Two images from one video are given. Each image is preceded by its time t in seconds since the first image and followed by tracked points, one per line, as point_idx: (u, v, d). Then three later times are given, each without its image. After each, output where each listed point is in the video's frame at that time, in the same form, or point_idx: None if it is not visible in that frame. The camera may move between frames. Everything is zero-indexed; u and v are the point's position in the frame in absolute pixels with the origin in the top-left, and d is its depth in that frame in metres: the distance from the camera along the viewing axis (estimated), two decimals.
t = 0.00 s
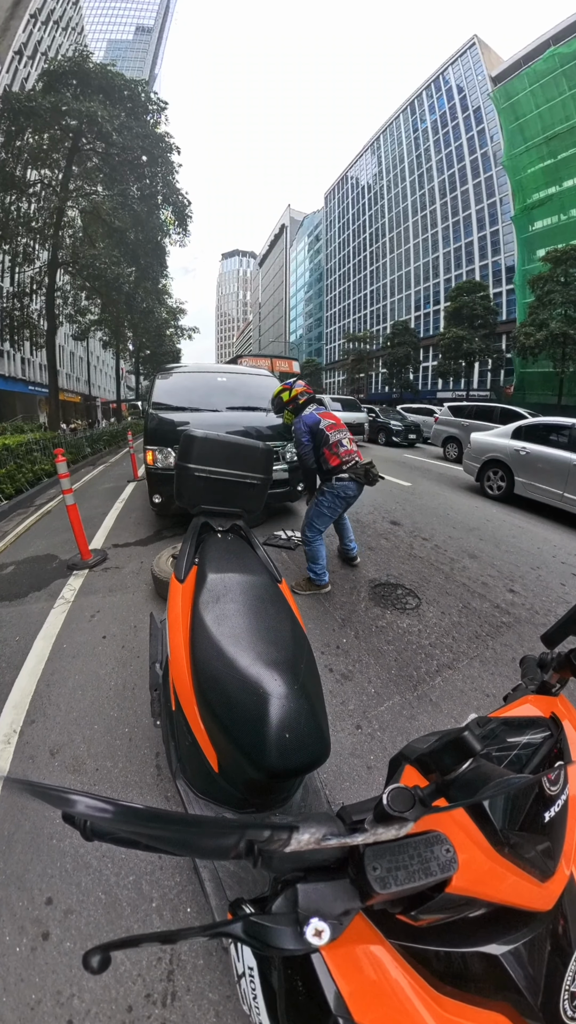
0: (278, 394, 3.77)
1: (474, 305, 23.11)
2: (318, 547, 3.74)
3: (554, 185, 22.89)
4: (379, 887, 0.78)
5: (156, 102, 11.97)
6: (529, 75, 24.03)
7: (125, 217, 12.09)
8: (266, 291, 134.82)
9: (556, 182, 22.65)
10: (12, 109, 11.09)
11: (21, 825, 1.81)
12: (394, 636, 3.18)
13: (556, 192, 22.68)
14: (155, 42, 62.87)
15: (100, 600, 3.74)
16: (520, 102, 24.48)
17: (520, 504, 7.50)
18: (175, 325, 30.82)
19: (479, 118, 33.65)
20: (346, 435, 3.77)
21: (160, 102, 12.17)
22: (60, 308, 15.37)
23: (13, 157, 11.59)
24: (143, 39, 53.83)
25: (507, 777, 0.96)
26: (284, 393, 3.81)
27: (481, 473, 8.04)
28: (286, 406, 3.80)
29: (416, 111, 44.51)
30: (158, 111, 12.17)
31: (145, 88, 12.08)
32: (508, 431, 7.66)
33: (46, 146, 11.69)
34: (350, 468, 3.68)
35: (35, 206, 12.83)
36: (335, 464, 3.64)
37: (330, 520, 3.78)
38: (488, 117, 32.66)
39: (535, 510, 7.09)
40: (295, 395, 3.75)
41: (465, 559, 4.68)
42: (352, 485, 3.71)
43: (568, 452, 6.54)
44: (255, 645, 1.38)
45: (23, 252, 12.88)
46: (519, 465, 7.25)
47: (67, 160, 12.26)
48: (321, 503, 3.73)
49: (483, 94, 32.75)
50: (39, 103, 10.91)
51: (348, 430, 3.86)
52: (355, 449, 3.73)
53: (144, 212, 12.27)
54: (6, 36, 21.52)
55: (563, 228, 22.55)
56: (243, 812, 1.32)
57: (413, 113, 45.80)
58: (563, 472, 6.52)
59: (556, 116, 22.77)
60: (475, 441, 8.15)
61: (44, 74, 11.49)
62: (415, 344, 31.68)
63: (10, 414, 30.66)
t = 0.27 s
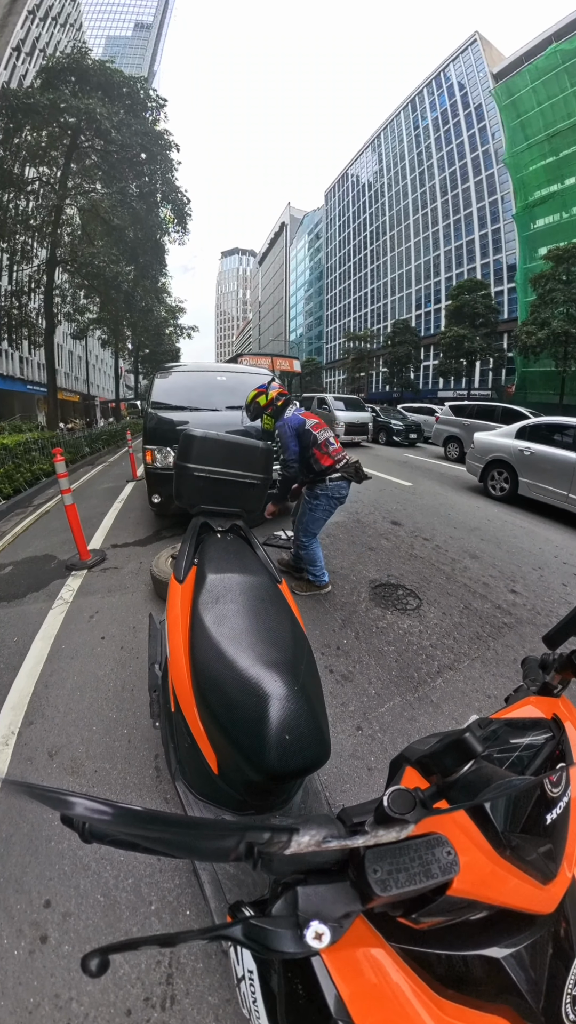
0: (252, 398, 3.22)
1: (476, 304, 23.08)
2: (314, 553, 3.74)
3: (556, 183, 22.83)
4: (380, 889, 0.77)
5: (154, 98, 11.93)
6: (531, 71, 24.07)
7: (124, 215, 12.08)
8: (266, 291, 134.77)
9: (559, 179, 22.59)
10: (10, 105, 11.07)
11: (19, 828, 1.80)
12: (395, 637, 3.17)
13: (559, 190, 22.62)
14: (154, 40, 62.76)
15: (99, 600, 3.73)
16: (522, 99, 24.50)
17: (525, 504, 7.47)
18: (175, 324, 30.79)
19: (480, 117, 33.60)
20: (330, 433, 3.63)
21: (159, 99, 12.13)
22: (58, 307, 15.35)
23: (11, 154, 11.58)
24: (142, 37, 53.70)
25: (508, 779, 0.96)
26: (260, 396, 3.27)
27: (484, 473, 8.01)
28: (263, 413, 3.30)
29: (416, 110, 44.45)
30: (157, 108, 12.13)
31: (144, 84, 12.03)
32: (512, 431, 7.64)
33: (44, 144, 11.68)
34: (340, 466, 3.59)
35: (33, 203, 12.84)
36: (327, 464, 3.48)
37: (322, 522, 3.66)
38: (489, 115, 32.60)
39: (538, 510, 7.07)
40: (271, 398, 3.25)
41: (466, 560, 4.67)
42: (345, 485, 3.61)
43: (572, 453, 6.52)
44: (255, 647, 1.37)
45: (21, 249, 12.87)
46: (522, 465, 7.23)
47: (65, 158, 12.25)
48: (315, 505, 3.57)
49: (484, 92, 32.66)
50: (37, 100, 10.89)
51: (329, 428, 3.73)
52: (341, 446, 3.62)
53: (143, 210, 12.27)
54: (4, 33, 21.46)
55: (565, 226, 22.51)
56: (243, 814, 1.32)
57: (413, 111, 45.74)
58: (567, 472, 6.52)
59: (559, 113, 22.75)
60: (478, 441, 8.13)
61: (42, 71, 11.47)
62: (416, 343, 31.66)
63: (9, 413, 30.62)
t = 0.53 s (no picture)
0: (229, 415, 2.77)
1: (477, 302, 23.03)
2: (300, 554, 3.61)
3: (558, 180, 22.81)
4: (380, 892, 0.76)
5: (153, 95, 11.89)
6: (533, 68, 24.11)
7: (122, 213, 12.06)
8: (266, 290, 134.71)
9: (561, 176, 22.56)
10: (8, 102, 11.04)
11: (17, 830, 1.80)
12: (396, 638, 3.16)
13: (561, 187, 22.59)
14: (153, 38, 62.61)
15: (98, 601, 3.72)
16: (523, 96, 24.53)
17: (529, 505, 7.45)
18: (174, 323, 30.76)
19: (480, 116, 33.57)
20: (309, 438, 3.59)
21: (158, 96, 12.11)
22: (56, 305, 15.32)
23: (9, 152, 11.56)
24: (140, 35, 53.59)
25: (510, 780, 0.95)
26: (236, 411, 2.80)
27: (487, 473, 7.99)
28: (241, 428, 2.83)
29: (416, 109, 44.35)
30: (156, 105, 12.10)
31: (143, 81, 11.98)
32: (516, 431, 7.63)
33: (42, 141, 11.66)
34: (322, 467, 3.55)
35: (32, 201, 12.86)
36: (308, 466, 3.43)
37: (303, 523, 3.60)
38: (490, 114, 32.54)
39: (541, 511, 7.06)
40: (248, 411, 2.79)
41: (467, 560, 4.66)
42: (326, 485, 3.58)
43: None
44: (255, 647, 1.36)
45: (20, 248, 12.84)
46: (526, 465, 7.22)
47: (64, 155, 12.24)
48: (295, 505, 3.49)
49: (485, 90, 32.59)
50: (35, 97, 10.85)
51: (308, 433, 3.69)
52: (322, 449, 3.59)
53: (142, 208, 12.26)
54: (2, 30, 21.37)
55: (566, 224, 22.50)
56: (243, 816, 1.31)
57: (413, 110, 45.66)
58: (571, 472, 6.51)
59: (561, 110, 22.75)
60: (481, 441, 8.12)
61: (40, 68, 11.44)
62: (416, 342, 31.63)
63: (7, 413, 30.55)
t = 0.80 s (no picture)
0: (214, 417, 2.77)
1: (478, 301, 22.99)
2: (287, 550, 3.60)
3: (560, 178, 22.82)
4: (381, 895, 0.76)
5: (152, 92, 11.85)
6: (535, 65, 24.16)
7: (121, 210, 12.03)
8: (266, 290, 134.66)
9: (563, 174, 22.61)
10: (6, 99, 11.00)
11: (15, 832, 1.79)
12: (396, 639, 3.16)
13: (563, 185, 22.60)
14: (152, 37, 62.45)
15: (96, 602, 3.71)
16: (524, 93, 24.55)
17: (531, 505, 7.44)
18: (173, 321, 30.70)
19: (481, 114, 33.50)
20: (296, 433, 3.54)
21: (157, 93, 12.06)
22: (55, 303, 15.29)
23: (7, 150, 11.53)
24: (139, 32, 53.41)
25: (512, 782, 0.94)
26: (220, 412, 2.80)
27: (490, 473, 7.97)
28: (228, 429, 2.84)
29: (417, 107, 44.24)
30: (155, 102, 12.07)
31: (142, 77, 11.92)
32: (519, 431, 7.61)
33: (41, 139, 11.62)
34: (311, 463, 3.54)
35: (30, 199, 12.82)
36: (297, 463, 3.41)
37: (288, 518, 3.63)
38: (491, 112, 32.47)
39: (543, 511, 7.04)
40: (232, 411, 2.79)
41: (468, 561, 4.65)
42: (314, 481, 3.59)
43: None
44: (255, 648, 1.35)
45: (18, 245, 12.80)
46: (530, 465, 7.20)
47: (62, 152, 12.19)
48: (282, 500, 3.51)
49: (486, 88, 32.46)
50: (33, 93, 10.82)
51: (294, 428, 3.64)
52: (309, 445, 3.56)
53: (141, 205, 12.25)
54: None
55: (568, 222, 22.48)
56: (242, 818, 1.31)
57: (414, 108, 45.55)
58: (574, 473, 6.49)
59: (563, 107, 22.79)
60: (484, 441, 8.10)
61: (38, 64, 11.41)
62: (417, 341, 31.57)
63: (6, 413, 30.56)
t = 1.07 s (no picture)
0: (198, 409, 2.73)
1: (479, 300, 22.98)
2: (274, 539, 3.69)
3: (561, 176, 22.82)
4: (382, 898, 0.75)
5: (151, 90, 11.85)
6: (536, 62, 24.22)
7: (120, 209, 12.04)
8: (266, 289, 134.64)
9: (564, 171, 22.62)
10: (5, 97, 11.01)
11: (14, 834, 1.78)
12: (397, 639, 3.15)
13: (564, 183, 22.61)
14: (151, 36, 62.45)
15: (96, 602, 3.71)
16: (525, 90, 24.59)
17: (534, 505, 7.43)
18: (173, 320, 30.70)
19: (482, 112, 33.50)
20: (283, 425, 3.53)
21: (156, 91, 12.05)
22: (54, 302, 15.29)
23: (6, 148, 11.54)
24: (137, 31, 53.34)
25: (513, 783, 0.93)
26: (205, 404, 2.76)
27: (493, 473, 7.96)
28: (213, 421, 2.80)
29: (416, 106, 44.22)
30: (154, 99, 12.06)
31: (141, 75, 11.94)
32: (522, 430, 7.59)
33: (39, 136, 11.61)
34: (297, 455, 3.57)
35: (28, 197, 12.81)
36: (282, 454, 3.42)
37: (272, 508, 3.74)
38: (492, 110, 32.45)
39: (546, 511, 7.03)
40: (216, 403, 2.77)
41: (470, 561, 4.65)
42: (300, 475, 3.65)
43: None
44: (254, 648, 1.35)
45: (16, 244, 12.81)
46: (532, 465, 7.19)
47: (60, 150, 12.18)
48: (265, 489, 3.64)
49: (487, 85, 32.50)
50: (32, 91, 10.82)
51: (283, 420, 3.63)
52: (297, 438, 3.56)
53: (140, 204, 12.26)
54: None
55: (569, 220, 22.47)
56: (242, 820, 1.30)
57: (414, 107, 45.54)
58: None
59: (564, 104, 22.86)
60: (487, 441, 8.08)
61: (37, 62, 11.42)
62: (418, 340, 31.56)
63: (5, 412, 30.61)
